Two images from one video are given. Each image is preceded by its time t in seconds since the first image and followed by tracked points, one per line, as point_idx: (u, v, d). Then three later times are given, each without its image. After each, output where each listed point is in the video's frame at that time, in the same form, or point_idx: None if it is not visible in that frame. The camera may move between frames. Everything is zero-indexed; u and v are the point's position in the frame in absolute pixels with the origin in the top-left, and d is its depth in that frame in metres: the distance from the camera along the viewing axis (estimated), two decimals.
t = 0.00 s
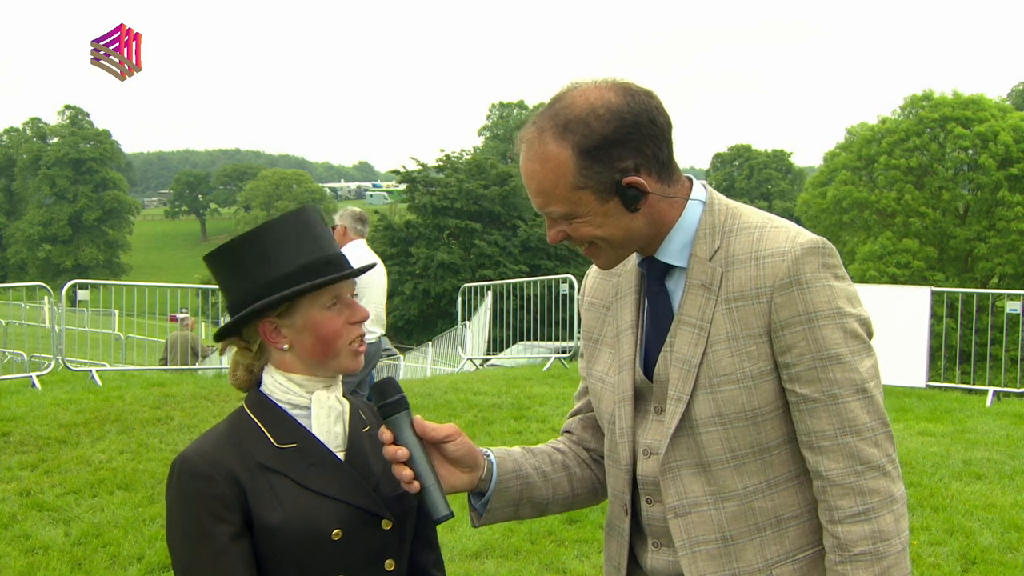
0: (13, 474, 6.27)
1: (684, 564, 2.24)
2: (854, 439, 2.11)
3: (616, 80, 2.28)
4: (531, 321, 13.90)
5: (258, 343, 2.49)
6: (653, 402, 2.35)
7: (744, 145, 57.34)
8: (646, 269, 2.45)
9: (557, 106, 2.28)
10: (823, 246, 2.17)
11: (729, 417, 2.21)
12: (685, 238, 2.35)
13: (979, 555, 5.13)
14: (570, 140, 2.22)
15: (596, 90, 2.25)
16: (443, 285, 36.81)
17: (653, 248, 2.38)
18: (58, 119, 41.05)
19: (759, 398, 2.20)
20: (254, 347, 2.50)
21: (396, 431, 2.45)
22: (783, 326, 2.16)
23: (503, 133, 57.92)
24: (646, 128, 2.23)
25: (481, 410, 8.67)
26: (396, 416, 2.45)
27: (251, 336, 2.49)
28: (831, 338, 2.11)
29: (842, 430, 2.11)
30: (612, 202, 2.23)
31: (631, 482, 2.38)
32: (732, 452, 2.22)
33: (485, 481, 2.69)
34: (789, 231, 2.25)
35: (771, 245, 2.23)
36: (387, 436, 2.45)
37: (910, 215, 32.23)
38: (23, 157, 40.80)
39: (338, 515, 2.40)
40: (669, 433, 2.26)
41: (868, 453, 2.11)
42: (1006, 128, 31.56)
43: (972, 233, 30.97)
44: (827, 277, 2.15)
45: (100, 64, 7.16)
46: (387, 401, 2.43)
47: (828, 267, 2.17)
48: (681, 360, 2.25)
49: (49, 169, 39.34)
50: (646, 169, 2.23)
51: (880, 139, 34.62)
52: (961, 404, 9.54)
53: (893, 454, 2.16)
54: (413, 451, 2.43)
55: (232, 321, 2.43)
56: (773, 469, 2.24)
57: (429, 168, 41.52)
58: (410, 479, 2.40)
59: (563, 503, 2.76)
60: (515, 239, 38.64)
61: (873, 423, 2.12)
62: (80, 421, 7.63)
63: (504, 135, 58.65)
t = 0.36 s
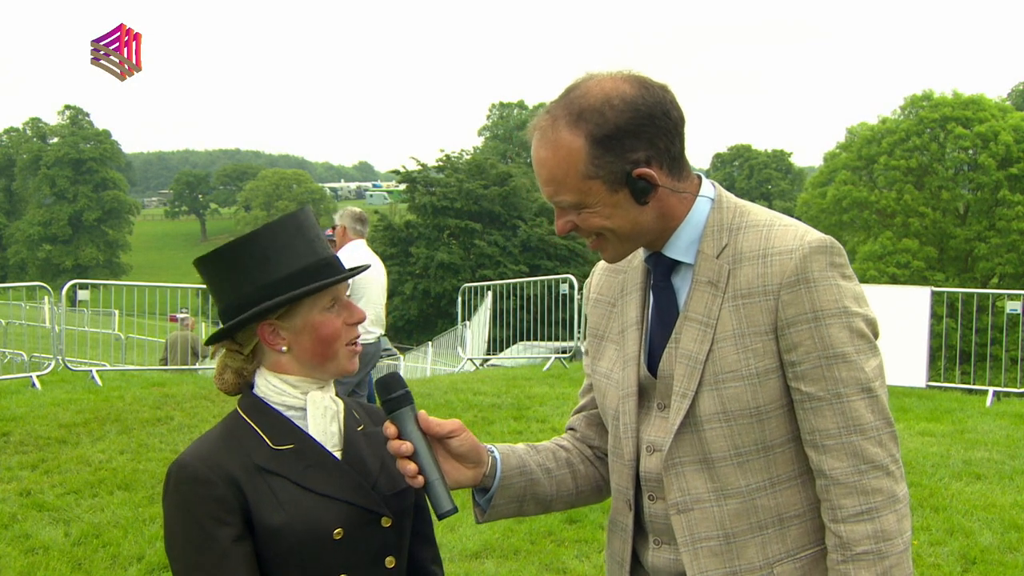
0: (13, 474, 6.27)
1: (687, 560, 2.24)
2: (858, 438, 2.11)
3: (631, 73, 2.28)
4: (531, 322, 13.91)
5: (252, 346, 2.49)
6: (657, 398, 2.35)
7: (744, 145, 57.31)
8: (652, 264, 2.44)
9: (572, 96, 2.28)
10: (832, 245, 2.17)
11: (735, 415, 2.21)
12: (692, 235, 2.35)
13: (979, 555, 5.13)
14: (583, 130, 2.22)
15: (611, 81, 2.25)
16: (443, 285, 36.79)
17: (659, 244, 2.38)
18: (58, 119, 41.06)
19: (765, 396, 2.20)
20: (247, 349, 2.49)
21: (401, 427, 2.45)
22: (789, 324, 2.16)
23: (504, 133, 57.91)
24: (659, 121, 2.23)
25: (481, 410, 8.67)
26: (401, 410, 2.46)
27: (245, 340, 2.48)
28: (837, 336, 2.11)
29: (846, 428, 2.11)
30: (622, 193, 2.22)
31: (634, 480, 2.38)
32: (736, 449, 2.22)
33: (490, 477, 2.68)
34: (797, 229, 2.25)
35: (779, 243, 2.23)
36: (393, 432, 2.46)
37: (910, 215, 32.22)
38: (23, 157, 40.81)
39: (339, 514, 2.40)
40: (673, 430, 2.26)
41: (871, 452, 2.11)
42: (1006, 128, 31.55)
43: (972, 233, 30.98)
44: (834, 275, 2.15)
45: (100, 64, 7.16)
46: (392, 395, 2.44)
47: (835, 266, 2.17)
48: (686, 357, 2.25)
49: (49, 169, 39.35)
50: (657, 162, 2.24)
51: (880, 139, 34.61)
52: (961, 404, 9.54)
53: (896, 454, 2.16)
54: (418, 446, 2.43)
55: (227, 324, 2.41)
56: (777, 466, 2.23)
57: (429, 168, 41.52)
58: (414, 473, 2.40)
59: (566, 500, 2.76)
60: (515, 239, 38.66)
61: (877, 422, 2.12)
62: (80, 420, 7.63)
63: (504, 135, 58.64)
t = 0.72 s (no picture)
0: (13, 474, 6.27)
1: (687, 559, 2.24)
2: (860, 438, 2.11)
3: (644, 65, 2.28)
4: (531, 322, 13.91)
5: (258, 345, 2.49)
6: (657, 398, 2.36)
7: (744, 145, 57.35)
8: (653, 263, 2.45)
9: (582, 82, 2.29)
10: (834, 246, 2.17)
11: (736, 414, 2.21)
12: (694, 234, 2.35)
13: (979, 555, 5.13)
14: (589, 115, 2.22)
15: (622, 71, 2.26)
16: (443, 285, 36.78)
17: (661, 242, 2.38)
18: (58, 118, 41.06)
19: (767, 396, 2.20)
20: (254, 347, 2.49)
21: (407, 426, 2.46)
22: (790, 324, 2.16)
23: (504, 132, 57.93)
24: (667, 114, 2.23)
25: (481, 410, 8.68)
26: (407, 409, 2.47)
27: (252, 338, 2.48)
28: (839, 337, 2.11)
29: (849, 428, 2.11)
30: (623, 181, 2.22)
31: (636, 479, 2.38)
32: (738, 449, 2.22)
33: (494, 478, 2.69)
34: (799, 230, 2.25)
35: (781, 243, 2.23)
36: (399, 431, 2.46)
37: (910, 215, 32.23)
38: (23, 157, 40.81)
39: (340, 514, 2.40)
40: (675, 430, 2.25)
41: (873, 453, 2.11)
42: (1006, 128, 31.56)
43: (972, 233, 30.99)
44: (836, 276, 2.15)
45: (100, 64, 7.16)
46: (396, 395, 2.45)
47: (837, 266, 2.17)
48: (689, 356, 2.25)
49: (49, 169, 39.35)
50: (661, 153, 2.23)
51: (879, 139, 34.62)
52: (961, 404, 9.54)
53: (899, 454, 2.16)
54: (424, 446, 2.44)
55: (235, 323, 2.41)
56: (779, 467, 2.23)
57: (429, 168, 41.53)
58: (419, 472, 2.40)
59: (570, 500, 2.76)
60: (515, 239, 38.69)
61: (878, 423, 2.13)
62: (80, 421, 7.63)
63: (504, 135, 58.63)
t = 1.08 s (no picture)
0: (13, 474, 6.27)
1: (680, 555, 2.24)
2: (858, 439, 2.12)
3: (645, 56, 2.31)
4: (531, 321, 13.92)
5: (257, 344, 2.49)
6: (654, 393, 2.36)
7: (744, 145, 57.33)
8: (657, 259, 2.45)
9: (586, 75, 2.31)
10: (837, 246, 2.17)
11: (734, 412, 2.21)
12: (699, 230, 2.35)
13: (979, 555, 5.13)
14: (592, 106, 2.24)
15: (624, 63, 2.29)
16: (443, 285, 36.78)
17: (664, 237, 2.38)
18: (58, 118, 41.09)
19: (764, 393, 2.19)
20: (253, 347, 2.49)
21: (409, 424, 2.46)
22: (790, 323, 2.16)
23: (504, 132, 57.91)
24: (669, 102, 2.26)
25: (481, 410, 8.68)
26: (409, 409, 2.46)
27: (251, 338, 2.49)
28: (839, 337, 2.12)
29: (846, 429, 2.12)
30: (628, 170, 2.23)
31: (632, 475, 2.38)
32: (733, 446, 2.22)
33: (497, 476, 2.68)
34: (803, 229, 2.25)
35: (783, 242, 2.23)
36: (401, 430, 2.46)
37: (910, 215, 32.23)
38: (23, 157, 40.84)
39: (339, 514, 2.40)
40: (672, 426, 2.26)
41: (869, 453, 2.12)
42: (1006, 128, 31.56)
43: (972, 233, 30.99)
44: (839, 276, 2.15)
45: (100, 64, 7.17)
46: (400, 393, 2.45)
47: (840, 266, 2.17)
48: (688, 352, 2.26)
49: (50, 169, 39.37)
50: (665, 141, 2.24)
51: (880, 139, 34.62)
52: (961, 404, 9.54)
53: (895, 457, 2.16)
54: (427, 443, 2.44)
55: (235, 321, 2.41)
56: (774, 466, 2.23)
57: (429, 168, 41.53)
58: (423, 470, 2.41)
59: (573, 499, 2.76)
60: (515, 239, 38.72)
61: (876, 425, 2.13)
62: (80, 421, 7.63)
63: (504, 135, 58.63)
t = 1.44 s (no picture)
0: (13, 474, 6.27)
1: (675, 556, 2.24)
2: (850, 438, 2.11)
3: (631, 61, 2.30)
4: (531, 322, 13.91)
5: (250, 343, 2.50)
6: (648, 395, 2.36)
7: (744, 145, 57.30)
8: (648, 261, 2.45)
9: (573, 81, 2.30)
10: (826, 245, 2.17)
11: (726, 412, 2.21)
12: (689, 232, 2.35)
13: (979, 555, 5.12)
14: (579, 113, 2.24)
15: (611, 69, 2.28)
16: (443, 285, 36.78)
17: (656, 239, 2.38)
18: (57, 118, 41.10)
19: (756, 394, 2.19)
20: (246, 345, 2.50)
21: (402, 424, 2.47)
22: (781, 323, 2.16)
23: (504, 132, 57.90)
24: (657, 108, 2.25)
25: (481, 410, 8.68)
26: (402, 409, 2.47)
27: (244, 335, 2.49)
28: (831, 336, 2.11)
29: (838, 428, 2.12)
30: (616, 177, 2.23)
31: (627, 477, 2.38)
32: (727, 447, 2.22)
33: (491, 477, 2.69)
34: (793, 229, 2.25)
35: (773, 242, 2.23)
36: (394, 430, 2.47)
37: (910, 215, 32.22)
38: (23, 157, 40.83)
39: (337, 515, 2.40)
40: (665, 428, 2.25)
41: (861, 452, 2.12)
42: (1005, 128, 31.55)
43: (971, 233, 30.99)
44: (828, 275, 2.15)
45: (100, 64, 7.17)
46: (394, 393, 2.45)
47: (829, 265, 2.16)
48: (680, 354, 2.26)
49: (49, 169, 39.37)
50: (653, 147, 2.24)
51: (879, 139, 34.60)
52: (961, 404, 9.54)
53: (889, 455, 2.16)
54: (420, 443, 2.45)
55: (228, 317, 2.42)
56: (768, 466, 2.23)
57: (429, 168, 41.52)
58: (416, 470, 2.41)
59: (568, 500, 2.76)
60: (515, 239, 38.73)
61: (868, 423, 2.13)
62: (80, 421, 7.63)
63: (504, 135, 58.61)
